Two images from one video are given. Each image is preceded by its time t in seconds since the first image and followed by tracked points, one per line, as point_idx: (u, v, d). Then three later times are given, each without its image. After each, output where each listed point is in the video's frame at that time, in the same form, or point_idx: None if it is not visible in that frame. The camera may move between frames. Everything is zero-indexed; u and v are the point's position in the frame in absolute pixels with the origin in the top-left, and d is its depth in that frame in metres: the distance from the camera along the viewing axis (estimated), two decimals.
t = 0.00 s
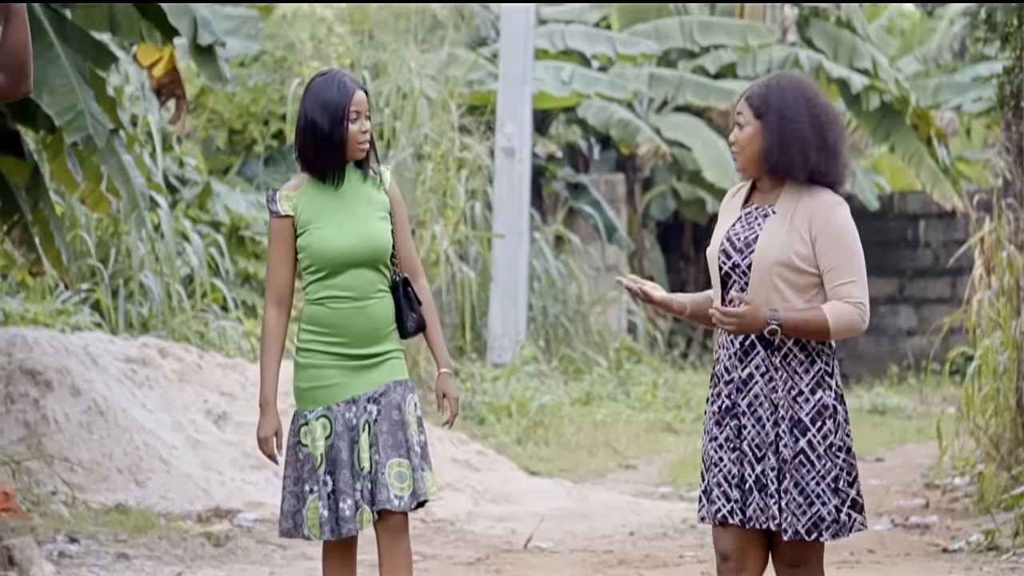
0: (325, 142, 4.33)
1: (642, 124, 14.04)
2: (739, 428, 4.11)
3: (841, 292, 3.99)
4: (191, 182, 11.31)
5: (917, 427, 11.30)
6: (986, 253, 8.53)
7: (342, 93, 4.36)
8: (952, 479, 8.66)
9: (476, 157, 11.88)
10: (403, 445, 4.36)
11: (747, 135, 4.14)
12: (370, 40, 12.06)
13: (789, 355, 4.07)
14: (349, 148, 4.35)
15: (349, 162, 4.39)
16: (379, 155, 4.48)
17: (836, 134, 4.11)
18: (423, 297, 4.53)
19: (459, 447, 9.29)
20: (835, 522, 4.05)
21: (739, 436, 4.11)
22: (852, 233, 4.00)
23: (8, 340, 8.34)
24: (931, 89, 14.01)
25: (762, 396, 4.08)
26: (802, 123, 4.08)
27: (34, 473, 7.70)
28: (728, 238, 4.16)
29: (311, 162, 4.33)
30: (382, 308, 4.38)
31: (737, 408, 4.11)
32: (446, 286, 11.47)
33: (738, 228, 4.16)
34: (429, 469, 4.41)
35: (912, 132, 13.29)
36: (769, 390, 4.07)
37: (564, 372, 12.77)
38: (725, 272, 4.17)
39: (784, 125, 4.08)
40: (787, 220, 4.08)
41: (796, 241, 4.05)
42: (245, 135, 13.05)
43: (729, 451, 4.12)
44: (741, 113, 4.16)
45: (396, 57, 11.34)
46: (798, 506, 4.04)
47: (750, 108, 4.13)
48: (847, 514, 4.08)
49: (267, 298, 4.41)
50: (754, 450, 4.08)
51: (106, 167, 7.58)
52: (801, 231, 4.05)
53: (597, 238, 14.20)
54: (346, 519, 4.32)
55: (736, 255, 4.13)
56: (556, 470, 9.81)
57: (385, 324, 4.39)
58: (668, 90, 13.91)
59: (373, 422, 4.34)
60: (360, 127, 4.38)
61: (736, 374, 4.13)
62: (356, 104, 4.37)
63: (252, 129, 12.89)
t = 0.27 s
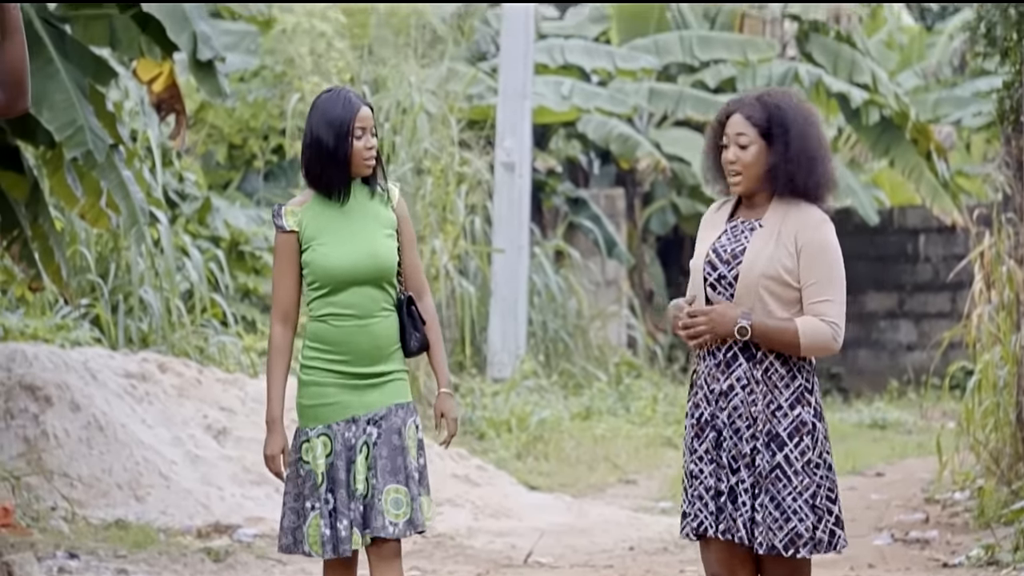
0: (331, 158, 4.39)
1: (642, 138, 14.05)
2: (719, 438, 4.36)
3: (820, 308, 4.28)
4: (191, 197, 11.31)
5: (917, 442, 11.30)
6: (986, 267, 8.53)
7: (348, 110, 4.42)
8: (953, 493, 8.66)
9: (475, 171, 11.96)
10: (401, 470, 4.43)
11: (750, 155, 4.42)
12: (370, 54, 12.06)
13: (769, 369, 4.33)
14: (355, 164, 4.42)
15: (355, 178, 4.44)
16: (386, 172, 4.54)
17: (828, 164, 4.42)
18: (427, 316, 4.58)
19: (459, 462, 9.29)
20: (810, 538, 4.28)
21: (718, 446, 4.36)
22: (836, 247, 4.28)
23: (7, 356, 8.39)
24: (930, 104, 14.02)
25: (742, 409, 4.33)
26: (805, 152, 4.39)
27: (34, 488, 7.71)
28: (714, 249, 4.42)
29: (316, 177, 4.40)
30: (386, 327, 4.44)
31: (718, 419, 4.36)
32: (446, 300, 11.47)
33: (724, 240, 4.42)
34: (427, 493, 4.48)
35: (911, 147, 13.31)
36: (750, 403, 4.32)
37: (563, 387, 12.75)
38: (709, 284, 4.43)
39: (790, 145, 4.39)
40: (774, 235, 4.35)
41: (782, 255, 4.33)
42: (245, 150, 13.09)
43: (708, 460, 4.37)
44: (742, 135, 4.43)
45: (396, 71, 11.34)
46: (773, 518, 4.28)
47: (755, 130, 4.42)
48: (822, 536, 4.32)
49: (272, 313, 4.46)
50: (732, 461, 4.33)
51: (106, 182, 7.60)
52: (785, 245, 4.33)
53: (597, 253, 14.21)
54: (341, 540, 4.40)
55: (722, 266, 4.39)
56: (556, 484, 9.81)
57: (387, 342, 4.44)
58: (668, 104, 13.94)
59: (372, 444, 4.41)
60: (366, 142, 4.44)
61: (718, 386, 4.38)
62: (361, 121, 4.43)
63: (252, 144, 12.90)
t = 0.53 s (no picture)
0: (343, 170, 4.43)
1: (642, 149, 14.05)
2: (711, 453, 4.50)
3: (820, 318, 4.43)
4: (191, 210, 11.29)
5: (917, 453, 11.30)
6: (986, 279, 8.53)
7: (362, 122, 4.46)
8: (953, 504, 8.65)
9: (475, 183, 11.96)
10: (408, 487, 4.46)
11: (749, 165, 4.55)
12: (369, 67, 12.06)
13: (763, 383, 4.46)
14: (367, 176, 4.46)
15: (367, 191, 4.49)
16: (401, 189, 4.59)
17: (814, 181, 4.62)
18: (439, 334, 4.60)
19: (459, 474, 9.28)
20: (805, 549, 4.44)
21: (710, 461, 4.49)
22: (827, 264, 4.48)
23: (7, 370, 8.42)
24: (930, 114, 14.03)
25: (737, 424, 4.45)
26: (801, 167, 4.58)
27: (34, 501, 7.72)
28: (706, 263, 4.53)
29: (328, 188, 4.44)
30: (393, 343, 4.46)
31: (712, 436, 4.49)
32: (446, 312, 11.47)
33: (715, 254, 4.53)
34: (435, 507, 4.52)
35: (911, 158, 13.32)
36: (745, 418, 4.45)
37: (564, 399, 12.75)
38: (701, 298, 4.52)
39: (790, 152, 4.58)
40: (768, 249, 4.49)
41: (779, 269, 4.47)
42: (245, 162, 13.12)
43: (700, 475, 4.51)
44: (740, 144, 4.56)
45: (396, 84, 11.33)
46: (769, 532, 4.42)
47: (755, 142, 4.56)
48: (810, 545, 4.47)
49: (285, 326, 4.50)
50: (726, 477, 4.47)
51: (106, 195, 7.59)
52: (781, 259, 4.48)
53: (596, 264, 14.21)
54: (346, 558, 4.40)
55: (719, 281, 4.49)
56: (556, 496, 9.80)
57: (395, 359, 4.47)
58: (667, 116, 13.92)
59: (380, 461, 4.44)
60: (379, 155, 4.48)
61: (711, 401, 4.50)
62: (375, 134, 4.48)
63: (252, 156, 12.91)
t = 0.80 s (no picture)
0: (354, 176, 4.51)
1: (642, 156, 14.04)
2: (711, 467, 4.72)
3: (814, 328, 4.71)
4: (191, 217, 11.29)
5: (917, 461, 11.30)
6: (986, 287, 8.53)
7: (373, 129, 4.54)
8: (952, 512, 8.66)
9: (474, 191, 11.96)
10: (416, 496, 4.51)
11: (737, 178, 4.82)
12: (369, 74, 12.05)
13: (762, 396, 4.72)
14: (378, 183, 4.53)
15: (378, 198, 4.57)
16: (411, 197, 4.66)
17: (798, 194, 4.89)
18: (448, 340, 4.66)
19: (459, 482, 9.29)
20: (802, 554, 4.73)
21: (711, 474, 4.72)
22: (818, 271, 4.75)
23: (7, 376, 8.41)
24: (930, 123, 14.02)
25: (741, 437, 4.70)
26: (786, 179, 4.85)
27: (34, 508, 7.73)
28: (699, 279, 4.75)
29: (339, 195, 4.51)
30: (401, 350, 4.53)
31: (715, 448, 4.71)
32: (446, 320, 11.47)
33: (707, 268, 4.77)
34: (444, 514, 4.58)
35: (911, 166, 13.33)
36: (747, 431, 4.70)
37: (563, 407, 12.76)
38: (698, 313, 4.74)
39: (774, 165, 4.85)
40: (760, 260, 4.76)
41: (775, 283, 4.73)
42: (245, 170, 13.11)
43: (700, 489, 4.72)
44: (728, 157, 4.82)
45: (396, 91, 11.32)
46: (776, 540, 4.70)
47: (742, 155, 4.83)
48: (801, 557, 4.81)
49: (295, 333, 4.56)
50: (731, 490, 4.69)
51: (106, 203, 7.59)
52: (775, 269, 4.74)
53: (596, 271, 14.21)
54: (357, 565, 4.50)
55: (717, 296, 4.72)
56: (556, 504, 9.80)
57: (405, 365, 4.53)
58: (668, 124, 13.86)
59: (387, 469, 4.50)
60: (389, 162, 4.56)
61: (711, 416, 4.73)
62: (385, 141, 4.55)
63: (252, 164, 12.90)
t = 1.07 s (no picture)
0: (361, 182, 4.40)
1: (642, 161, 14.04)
2: (714, 474, 4.52)
3: (809, 334, 4.57)
4: (191, 221, 11.30)
5: (918, 465, 11.30)
6: (986, 291, 8.52)
7: (379, 134, 4.43)
8: (953, 516, 8.65)
9: (474, 195, 11.98)
10: (426, 503, 4.41)
11: (729, 184, 4.62)
12: (369, 78, 12.08)
13: (765, 399, 4.52)
14: (385, 190, 4.42)
15: (387, 204, 4.45)
16: (422, 204, 4.53)
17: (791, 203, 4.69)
18: (461, 349, 4.54)
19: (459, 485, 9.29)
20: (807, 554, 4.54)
21: (714, 482, 4.52)
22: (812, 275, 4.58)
23: (7, 380, 8.40)
24: (930, 127, 14.02)
25: (745, 443, 4.51)
26: (781, 187, 4.65)
27: (33, 513, 7.72)
28: (696, 291, 4.55)
29: (348, 201, 4.41)
30: (412, 357, 4.41)
31: (718, 455, 4.51)
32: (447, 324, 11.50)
33: (704, 279, 4.56)
34: (463, 520, 4.48)
35: (911, 170, 13.31)
36: (751, 436, 4.51)
37: (563, 411, 12.78)
38: (698, 326, 4.53)
39: (767, 175, 4.65)
40: (758, 266, 4.56)
41: (771, 288, 4.54)
42: (245, 174, 13.12)
43: (700, 498, 4.52)
44: (719, 163, 4.62)
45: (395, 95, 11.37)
46: (784, 544, 4.50)
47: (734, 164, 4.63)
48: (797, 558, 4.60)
49: (308, 341, 4.48)
50: (737, 497, 4.49)
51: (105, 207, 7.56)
52: (771, 275, 4.55)
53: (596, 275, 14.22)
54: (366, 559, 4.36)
55: (716, 307, 4.52)
56: (556, 507, 9.80)
57: (414, 372, 4.41)
58: (667, 127, 13.86)
59: (396, 475, 4.40)
60: (397, 168, 4.45)
61: (716, 424, 4.53)
62: (393, 147, 4.45)
63: (252, 168, 12.91)
